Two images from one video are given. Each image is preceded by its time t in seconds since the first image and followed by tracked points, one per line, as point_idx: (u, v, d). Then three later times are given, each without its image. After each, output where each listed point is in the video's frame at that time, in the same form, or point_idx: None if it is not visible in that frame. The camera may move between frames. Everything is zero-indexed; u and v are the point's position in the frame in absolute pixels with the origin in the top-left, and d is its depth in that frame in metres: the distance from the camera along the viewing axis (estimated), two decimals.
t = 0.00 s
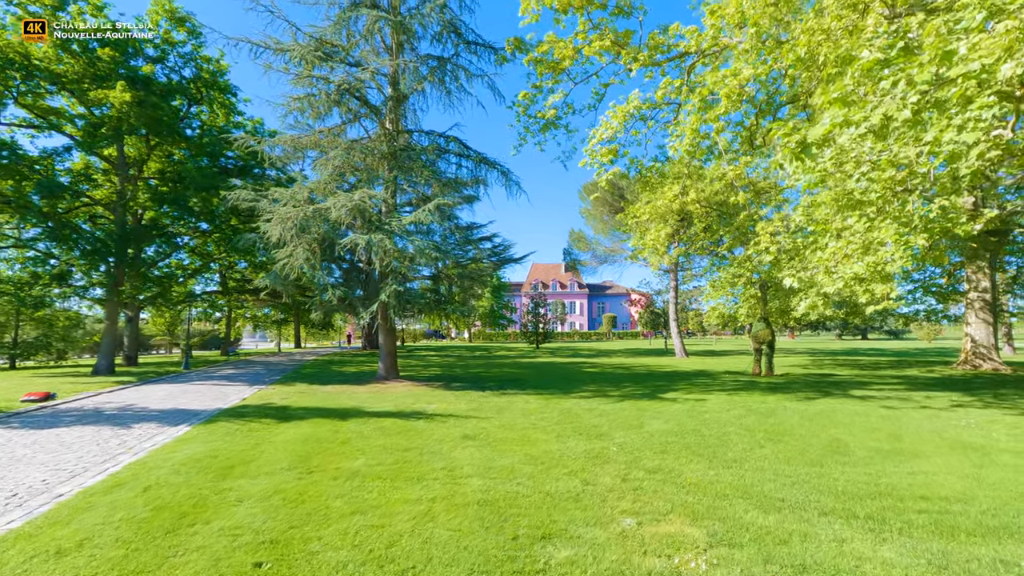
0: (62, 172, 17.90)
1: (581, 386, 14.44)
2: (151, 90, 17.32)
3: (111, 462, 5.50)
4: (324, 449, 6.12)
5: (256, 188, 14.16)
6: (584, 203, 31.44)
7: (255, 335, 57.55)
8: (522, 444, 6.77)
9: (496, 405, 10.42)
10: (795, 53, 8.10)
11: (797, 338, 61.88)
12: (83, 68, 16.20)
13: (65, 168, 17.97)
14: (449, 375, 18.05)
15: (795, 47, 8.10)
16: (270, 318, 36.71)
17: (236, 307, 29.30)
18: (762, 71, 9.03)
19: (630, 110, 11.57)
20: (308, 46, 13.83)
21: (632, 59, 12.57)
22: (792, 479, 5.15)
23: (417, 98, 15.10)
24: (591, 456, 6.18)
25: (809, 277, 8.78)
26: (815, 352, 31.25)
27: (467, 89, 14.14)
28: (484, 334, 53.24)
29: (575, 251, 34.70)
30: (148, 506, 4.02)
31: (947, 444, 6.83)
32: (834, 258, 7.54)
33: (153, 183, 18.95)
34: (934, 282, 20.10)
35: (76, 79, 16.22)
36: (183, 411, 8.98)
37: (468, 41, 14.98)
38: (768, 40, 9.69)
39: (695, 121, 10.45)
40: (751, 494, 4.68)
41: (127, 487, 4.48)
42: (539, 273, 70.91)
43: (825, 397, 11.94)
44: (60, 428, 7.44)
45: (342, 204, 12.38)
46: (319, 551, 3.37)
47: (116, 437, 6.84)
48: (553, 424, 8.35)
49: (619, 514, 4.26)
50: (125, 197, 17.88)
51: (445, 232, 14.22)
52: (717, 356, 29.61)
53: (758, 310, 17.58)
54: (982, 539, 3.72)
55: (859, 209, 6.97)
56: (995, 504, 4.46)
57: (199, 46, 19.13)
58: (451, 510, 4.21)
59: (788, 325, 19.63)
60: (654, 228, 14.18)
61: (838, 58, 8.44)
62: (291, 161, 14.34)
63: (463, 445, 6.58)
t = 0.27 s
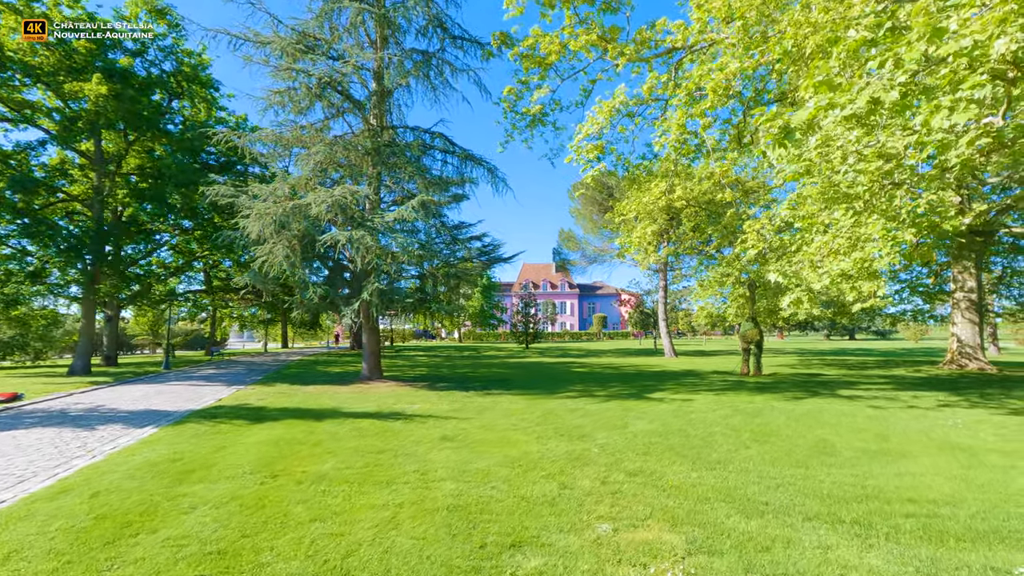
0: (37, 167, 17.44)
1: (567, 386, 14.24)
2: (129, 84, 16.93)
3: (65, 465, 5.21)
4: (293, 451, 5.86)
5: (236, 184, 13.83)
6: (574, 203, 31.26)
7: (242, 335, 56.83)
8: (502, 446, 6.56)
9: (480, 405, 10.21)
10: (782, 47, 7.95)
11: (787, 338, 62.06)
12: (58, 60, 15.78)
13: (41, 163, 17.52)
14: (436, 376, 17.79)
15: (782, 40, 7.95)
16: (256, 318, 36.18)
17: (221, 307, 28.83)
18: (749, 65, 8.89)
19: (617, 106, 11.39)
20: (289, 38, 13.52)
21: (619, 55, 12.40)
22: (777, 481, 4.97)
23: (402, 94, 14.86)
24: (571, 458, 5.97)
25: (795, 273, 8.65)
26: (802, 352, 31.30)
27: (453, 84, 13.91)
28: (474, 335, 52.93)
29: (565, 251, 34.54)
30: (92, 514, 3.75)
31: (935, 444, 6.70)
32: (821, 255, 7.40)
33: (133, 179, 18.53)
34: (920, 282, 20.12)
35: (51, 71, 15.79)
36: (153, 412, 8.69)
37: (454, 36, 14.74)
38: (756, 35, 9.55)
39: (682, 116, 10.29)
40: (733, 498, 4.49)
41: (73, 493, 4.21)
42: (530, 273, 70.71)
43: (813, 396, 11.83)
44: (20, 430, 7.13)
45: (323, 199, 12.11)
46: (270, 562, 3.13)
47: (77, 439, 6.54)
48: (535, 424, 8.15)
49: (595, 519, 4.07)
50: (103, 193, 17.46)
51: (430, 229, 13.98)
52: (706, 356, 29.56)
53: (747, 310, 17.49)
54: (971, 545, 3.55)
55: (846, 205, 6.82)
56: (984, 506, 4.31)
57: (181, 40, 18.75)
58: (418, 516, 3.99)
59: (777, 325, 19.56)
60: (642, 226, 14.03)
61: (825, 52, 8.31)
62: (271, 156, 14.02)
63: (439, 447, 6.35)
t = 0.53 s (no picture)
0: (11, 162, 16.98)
1: (554, 387, 14.05)
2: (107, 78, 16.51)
3: (13, 473, 4.92)
4: (260, 457, 5.60)
5: (214, 180, 13.51)
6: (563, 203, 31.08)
7: (229, 336, 56.18)
8: (480, 450, 6.34)
9: (462, 407, 9.98)
10: (770, 42, 7.81)
11: (775, 339, 62.30)
12: (32, 52, 15.35)
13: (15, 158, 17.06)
14: (421, 376, 17.53)
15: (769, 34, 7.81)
16: (242, 318, 35.68)
17: (205, 306, 28.35)
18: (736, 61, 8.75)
19: (603, 102, 11.20)
20: (271, 32, 13.22)
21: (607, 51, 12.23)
22: (761, 487, 4.80)
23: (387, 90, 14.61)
24: (550, 464, 5.75)
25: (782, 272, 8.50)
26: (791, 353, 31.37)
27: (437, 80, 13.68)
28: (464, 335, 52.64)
29: (554, 251, 34.36)
30: (29, 528, 3.49)
31: (922, 447, 6.58)
32: (807, 253, 7.25)
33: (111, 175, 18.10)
34: (907, 283, 20.20)
35: (25, 64, 15.36)
36: (122, 415, 8.40)
37: (440, 32, 14.51)
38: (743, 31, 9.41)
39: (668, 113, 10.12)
40: (715, 506, 4.30)
41: (14, 504, 3.94)
42: (520, 273, 70.50)
43: (800, 398, 11.74)
44: None
45: (303, 196, 11.84)
46: None
47: (34, 444, 6.23)
48: (517, 427, 7.93)
49: (569, 530, 3.86)
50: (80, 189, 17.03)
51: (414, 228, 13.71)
52: (695, 356, 29.52)
53: (735, 310, 17.39)
54: (962, 556, 3.38)
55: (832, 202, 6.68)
56: (972, 513, 4.16)
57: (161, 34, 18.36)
58: (382, 528, 3.76)
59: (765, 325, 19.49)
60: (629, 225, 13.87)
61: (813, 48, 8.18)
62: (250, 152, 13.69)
63: (415, 452, 6.12)
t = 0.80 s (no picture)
0: None
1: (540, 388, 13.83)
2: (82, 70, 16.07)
3: None
4: (224, 462, 5.32)
5: (192, 176, 13.15)
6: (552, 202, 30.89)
7: (215, 336, 55.47)
8: (458, 453, 6.10)
9: (444, 408, 9.74)
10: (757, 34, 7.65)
11: (763, 339, 62.57)
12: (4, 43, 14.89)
13: None
14: (406, 377, 17.24)
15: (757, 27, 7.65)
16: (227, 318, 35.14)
17: (187, 306, 27.84)
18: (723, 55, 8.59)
19: (589, 98, 11.00)
20: (250, 23, 12.89)
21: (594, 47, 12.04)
22: (747, 492, 4.61)
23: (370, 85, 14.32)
24: (530, 467, 5.53)
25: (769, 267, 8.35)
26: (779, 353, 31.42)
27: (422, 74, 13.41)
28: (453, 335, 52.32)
29: (543, 251, 34.17)
30: None
31: (912, 448, 6.43)
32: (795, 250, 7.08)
33: (87, 171, 17.64)
34: (894, 284, 20.24)
35: None
36: (88, 417, 8.07)
37: (425, 25, 14.24)
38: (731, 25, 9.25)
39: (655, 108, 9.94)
40: (699, 512, 4.10)
41: None
42: (510, 273, 70.28)
43: (787, 398, 11.63)
44: None
45: (281, 191, 11.52)
46: None
47: None
48: (499, 429, 7.70)
49: (544, 539, 3.63)
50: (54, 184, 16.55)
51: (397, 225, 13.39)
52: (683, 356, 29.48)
53: (723, 310, 17.29)
54: (957, 565, 3.20)
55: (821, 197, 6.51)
56: (965, 518, 4.00)
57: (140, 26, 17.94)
58: (344, 538, 3.51)
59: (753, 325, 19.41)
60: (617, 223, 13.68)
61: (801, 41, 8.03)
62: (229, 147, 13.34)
63: (390, 455, 5.88)
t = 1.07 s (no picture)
0: None
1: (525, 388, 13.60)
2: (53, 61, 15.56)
3: None
4: (183, 469, 4.99)
5: (166, 170, 12.74)
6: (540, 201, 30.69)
7: (198, 336, 54.60)
8: (434, 458, 5.82)
9: (425, 409, 9.45)
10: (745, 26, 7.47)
11: (750, 339, 63.01)
12: None
13: None
14: (390, 377, 16.93)
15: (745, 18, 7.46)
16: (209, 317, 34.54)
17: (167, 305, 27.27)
18: (711, 48, 8.40)
19: (575, 92, 10.76)
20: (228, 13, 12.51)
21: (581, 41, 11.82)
22: (735, 499, 4.38)
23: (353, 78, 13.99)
24: (509, 472, 5.27)
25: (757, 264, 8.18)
26: (765, 353, 31.49)
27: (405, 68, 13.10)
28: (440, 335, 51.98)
29: (531, 250, 33.98)
30: None
31: (902, 451, 6.27)
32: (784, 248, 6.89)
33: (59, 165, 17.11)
34: (879, 284, 20.29)
35: None
36: (47, 420, 7.68)
37: (409, 19, 13.94)
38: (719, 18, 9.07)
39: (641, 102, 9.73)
40: (684, 522, 3.87)
41: None
42: (499, 273, 70.04)
43: (774, 399, 11.49)
44: None
45: (257, 186, 11.15)
46: None
47: None
48: (479, 432, 7.44)
49: (519, 553, 3.37)
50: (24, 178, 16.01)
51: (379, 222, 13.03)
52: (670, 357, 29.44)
53: (710, 310, 17.18)
54: None
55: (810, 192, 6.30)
56: (962, 527, 3.80)
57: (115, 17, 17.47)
58: (300, 555, 3.22)
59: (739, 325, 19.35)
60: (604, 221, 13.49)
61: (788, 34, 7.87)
62: (205, 140, 12.95)
63: (362, 461, 5.59)
